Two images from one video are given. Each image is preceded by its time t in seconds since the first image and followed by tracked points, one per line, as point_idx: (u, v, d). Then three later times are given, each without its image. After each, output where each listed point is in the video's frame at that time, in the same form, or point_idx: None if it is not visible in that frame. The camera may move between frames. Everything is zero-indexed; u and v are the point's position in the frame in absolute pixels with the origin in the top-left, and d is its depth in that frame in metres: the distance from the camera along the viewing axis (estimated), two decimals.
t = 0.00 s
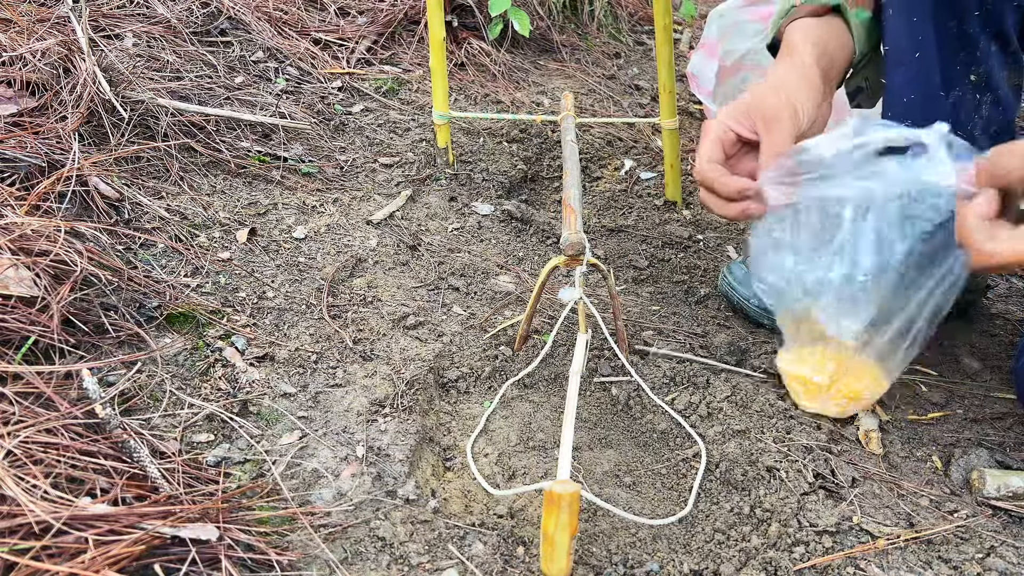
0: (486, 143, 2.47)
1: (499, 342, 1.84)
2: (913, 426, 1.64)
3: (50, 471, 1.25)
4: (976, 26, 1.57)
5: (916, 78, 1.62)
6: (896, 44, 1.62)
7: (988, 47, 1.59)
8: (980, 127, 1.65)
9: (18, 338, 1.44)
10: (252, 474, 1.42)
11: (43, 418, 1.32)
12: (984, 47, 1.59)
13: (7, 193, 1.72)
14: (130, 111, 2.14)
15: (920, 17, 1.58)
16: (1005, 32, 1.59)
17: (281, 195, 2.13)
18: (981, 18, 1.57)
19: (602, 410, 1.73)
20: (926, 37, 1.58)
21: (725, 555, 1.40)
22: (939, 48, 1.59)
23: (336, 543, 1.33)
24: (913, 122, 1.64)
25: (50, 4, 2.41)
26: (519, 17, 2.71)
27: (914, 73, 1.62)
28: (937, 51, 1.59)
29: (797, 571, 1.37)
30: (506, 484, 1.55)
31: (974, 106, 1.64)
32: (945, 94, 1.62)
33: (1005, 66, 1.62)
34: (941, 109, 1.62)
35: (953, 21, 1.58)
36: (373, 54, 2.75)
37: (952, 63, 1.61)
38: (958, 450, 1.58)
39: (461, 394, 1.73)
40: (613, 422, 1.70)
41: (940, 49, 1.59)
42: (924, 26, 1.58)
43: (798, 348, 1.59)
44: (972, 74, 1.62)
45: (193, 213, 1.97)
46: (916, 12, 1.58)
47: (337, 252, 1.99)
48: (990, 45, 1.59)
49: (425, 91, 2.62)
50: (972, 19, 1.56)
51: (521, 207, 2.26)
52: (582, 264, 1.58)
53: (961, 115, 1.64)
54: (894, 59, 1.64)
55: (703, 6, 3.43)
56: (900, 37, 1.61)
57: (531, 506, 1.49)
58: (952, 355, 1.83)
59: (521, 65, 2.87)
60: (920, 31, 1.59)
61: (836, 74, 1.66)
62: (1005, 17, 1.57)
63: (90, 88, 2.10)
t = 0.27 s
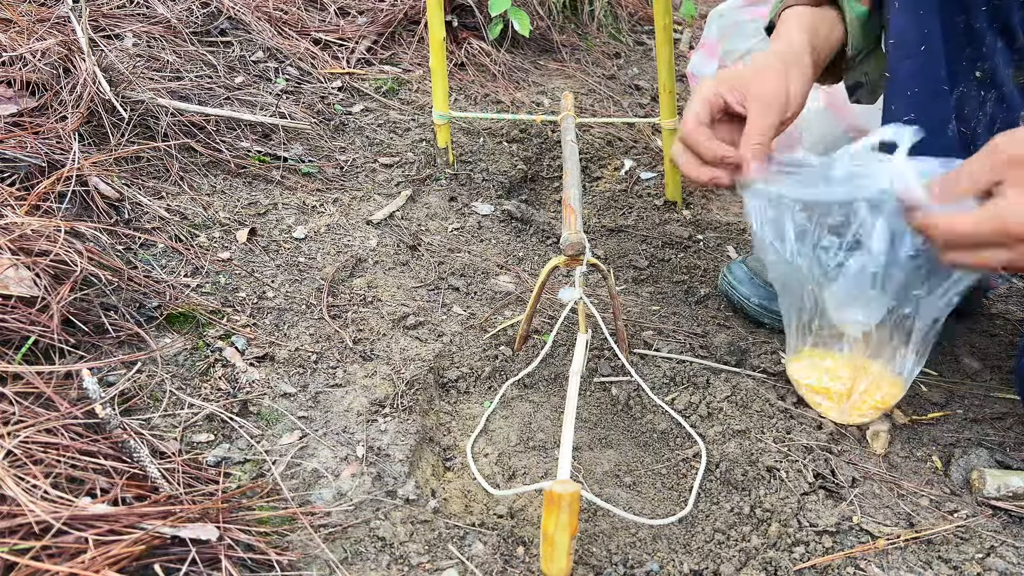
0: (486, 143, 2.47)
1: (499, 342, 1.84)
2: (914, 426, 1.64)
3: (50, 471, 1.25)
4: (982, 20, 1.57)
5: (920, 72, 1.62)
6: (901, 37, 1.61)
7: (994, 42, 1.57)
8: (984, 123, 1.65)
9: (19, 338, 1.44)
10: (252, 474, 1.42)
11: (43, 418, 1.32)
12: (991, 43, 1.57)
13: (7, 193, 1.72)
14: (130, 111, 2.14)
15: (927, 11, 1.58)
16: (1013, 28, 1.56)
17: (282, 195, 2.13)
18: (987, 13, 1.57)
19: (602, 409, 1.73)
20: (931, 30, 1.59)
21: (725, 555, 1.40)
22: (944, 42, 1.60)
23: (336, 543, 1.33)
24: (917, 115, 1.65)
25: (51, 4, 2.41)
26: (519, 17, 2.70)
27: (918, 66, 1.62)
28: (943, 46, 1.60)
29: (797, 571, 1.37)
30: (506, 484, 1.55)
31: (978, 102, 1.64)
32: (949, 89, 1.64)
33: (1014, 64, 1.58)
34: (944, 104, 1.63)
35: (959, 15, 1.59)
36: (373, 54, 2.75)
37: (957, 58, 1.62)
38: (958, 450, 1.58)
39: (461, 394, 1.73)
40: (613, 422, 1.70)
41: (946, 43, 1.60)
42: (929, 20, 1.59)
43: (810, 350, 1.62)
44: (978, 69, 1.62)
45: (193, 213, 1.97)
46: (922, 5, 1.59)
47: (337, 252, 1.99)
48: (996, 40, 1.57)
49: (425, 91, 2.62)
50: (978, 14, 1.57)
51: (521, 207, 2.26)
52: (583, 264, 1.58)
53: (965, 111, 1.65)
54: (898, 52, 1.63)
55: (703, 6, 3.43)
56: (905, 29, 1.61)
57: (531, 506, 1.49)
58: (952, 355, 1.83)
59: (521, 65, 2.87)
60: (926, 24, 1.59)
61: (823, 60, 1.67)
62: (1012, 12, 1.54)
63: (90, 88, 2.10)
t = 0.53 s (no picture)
0: (486, 143, 2.47)
1: (499, 342, 1.84)
2: (914, 426, 1.64)
3: (50, 471, 1.25)
4: (984, 18, 1.58)
5: (920, 69, 1.63)
6: (903, 32, 1.62)
7: (996, 41, 1.58)
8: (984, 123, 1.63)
9: (19, 338, 1.44)
10: (252, 474, 1.42)
11: (43, 418, 1.32)
12: (992, 41, 1.58)
13: (7, 193, 1.72)
14: (130, 111, 2.14)
15: (929, 7, 1.59)
16: (1015, 27, 1.58)
17: (281, 195, 2.13)
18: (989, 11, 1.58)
19: (602, 409, 1.73)
20: (933, 27, 1.60)
21: (725, 555, 1.40)
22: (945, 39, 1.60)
23: (336, 543, 1.33)
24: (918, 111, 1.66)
25: (51, 3, 2.41)
26: (519, 17, 2.70)
27: (917, 62, 1.63)
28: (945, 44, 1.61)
29: (797, 571, 1.37)
30: (506, 485, 1.55)
31: (980, 101, 1.63)
32: (950, 87, 1.64)
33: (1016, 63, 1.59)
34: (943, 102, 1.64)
35: (962, 13, 1.59)
36: (373, 53, 2.75)
37: (959, 56, 1.61)
38: (958, 450, 1.58)
39: (461, 394, 1.73)
40: (613, 422, 1.70)
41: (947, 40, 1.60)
42: (931, 17, 1.59)
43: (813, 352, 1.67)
44: (980, 68, 1.61)
45: (193, 213, 1.97)
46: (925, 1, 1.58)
47: (337, 252, 1.99)
48: (997, 39, 1.58)
49: (425, 91, 2.62)
50: (980, 11, 1.58)
51: (521, 207, 2.26)
52: (583, 264, 1.58)
53: (965, 110, 1.64)
54: (900, 48, 1.64)
55: (703, 6, 3.43)
56: (906, 24, 1.61)
57: (531, 506, 1.49)
58: (952, 355, 1.83)
59: (521, 65, 2.87)
60: (928, 20, 1.59)
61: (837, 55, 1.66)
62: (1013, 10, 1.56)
63: (90, 88, 2.10)
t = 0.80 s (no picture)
0: (486, 143, 2.47)
1: (499, 342, 1.84)
2: (914, 426, 1.64)
3: (50, 471, 1.25)
4: (988, 22, 1.55)
5: (922, 73, 1.63)
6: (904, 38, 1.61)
7: (999, 44, 1.56)
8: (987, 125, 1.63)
9: (19, 338, 1.44)
10: (252, 474, 1.42)
11: (43, 418, 1.32)
12: (996, 45, 1.56)
13: (7, 193, 1.72)
14: (130, 111, 2.14)
15: (932, 12, 1.57)
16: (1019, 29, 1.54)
17: (282, 195, 2.13)
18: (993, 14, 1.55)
19: (602, 409, 1.72)
20: (936, 32, 1.59)
21: (725, 555, 1.40)
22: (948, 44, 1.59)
23: (336, 543, 1.33)
24: (919, 116, 1.67)
25: (51, 4, 2.41)
26: (519, 17, 2.70)
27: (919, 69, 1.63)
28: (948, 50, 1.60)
29: (797, 571, 1.37)
30: (506, 484, 1.55)
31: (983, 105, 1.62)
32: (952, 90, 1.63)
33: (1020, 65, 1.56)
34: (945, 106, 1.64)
35: (966, 17, 1.57)
36: (373, 53, 2.75)
37: (962, 60, 1.61)
38: (958, 450, 1.58)
39: (461, 394, 1.73)
40: (613, 422, 1.70)
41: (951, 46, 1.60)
42: (933, 23, 1.58)
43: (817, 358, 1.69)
44: (982, 71, 1.60)
45: (193, 213, 1.97)
46: (928, 7, 1.56)
47: (337, 252, 1.99)
48: (1001, 42, 1.56)
49: (425, 91, 2.62)
50: (983, 15, 1.55)
51: (521, 207, 2.26)
52: (582, 264, 1.58)
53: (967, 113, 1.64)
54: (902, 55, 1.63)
55: (703, 6, 3.43)
56: (908, 30, 1.60)
57: (531, 506, 1.49)
58: (952, 355, 1.83)
59: (521, 65, 2.87)
60: (930, 25, 1.58)
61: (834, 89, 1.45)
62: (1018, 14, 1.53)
63: (90, 88, 2.10)
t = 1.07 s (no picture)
0: (486, 143, 2.47)
1: (499, 342, 1.84)
2: (914, 426, 1.64)
3: (50, 471, 1.25)
4: (986, 25, 1.58)
5: (922, 76, 1.61)
6: (903, 42, 1.59)
7: (997, 47, 1.59)
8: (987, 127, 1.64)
9: (19, 338, 1.44)
10: (252, 474, 1.42)
11: (43, 418, 1.32)
12: (995, 47, 1.59)
13: (7, 194, 1.72)
14: (130, 111, 2.14)
15: (931, 15, 1.57)
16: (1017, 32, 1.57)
17: (281, 195, 2.13)
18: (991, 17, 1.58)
19: (602, 409, 1.72)
20: (935, 35, 1.59)
21: (725, 555, 1.40)
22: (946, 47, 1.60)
23: (336, 543, 1.33)
24: (920, 119, 1.65)
25: (50, 4, 2.41)
26: (519, 17, 2.70)
27: (919, 72, 1.62)
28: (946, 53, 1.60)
29: (797, 571, 1.37)
30: (506, 485, 1.55)
31: (982, 107, 1.64)
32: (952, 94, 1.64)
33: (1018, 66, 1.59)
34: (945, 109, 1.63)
35: (964, 21, 1.60)
36: (373, 53, 2.75)
37: (960, 62, 1.62)
38: (958, 450, 1.58)
39: (461, 394, 1.73)
40: (613, 422, 1.70)
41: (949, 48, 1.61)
42: (933, 25, 1.58)
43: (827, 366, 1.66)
44: (982, 73, 1.62)
45: (193, 213, 1.97)
46: (926, 10, 1.56)
47: (338, 252, 1.99)
48: (999, 45, 1.59)
49: (425, 91, 2.62)
50: (981, 18, 1.58)
51: (521, 207, 2.26)
52: (583, 264, 1.58)
53: (967, 115, 1.65)
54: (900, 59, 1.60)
55: (703, 6, 3.43)
56: (907, 33, 1.58)
57: (531, 506, 1.49)
58: (952, 355, 1.83)
59: (521, 65, 2.87)
60: (929, 29, 1.58)
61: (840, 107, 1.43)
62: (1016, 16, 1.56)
63: (90, 88, 2.10)
